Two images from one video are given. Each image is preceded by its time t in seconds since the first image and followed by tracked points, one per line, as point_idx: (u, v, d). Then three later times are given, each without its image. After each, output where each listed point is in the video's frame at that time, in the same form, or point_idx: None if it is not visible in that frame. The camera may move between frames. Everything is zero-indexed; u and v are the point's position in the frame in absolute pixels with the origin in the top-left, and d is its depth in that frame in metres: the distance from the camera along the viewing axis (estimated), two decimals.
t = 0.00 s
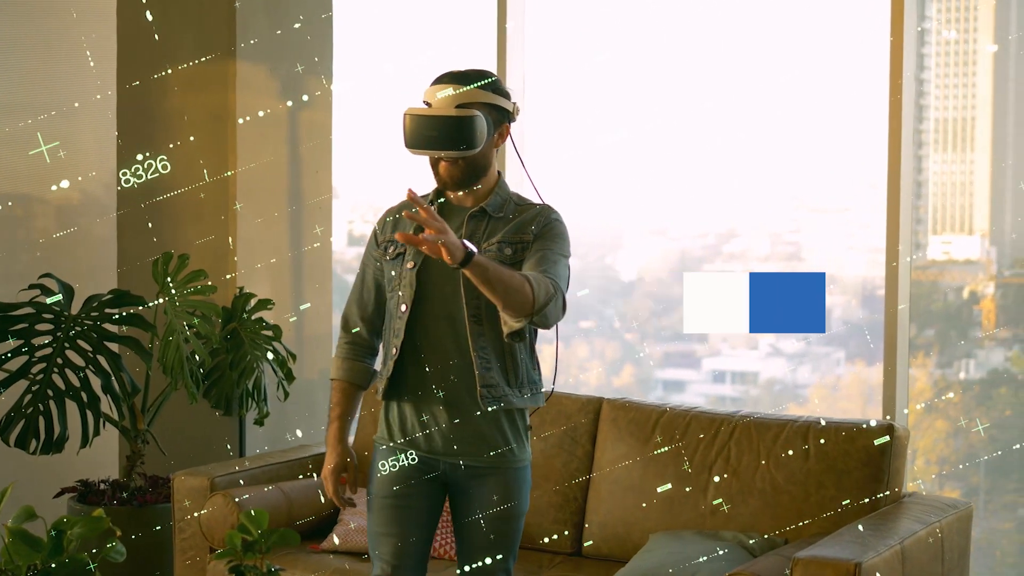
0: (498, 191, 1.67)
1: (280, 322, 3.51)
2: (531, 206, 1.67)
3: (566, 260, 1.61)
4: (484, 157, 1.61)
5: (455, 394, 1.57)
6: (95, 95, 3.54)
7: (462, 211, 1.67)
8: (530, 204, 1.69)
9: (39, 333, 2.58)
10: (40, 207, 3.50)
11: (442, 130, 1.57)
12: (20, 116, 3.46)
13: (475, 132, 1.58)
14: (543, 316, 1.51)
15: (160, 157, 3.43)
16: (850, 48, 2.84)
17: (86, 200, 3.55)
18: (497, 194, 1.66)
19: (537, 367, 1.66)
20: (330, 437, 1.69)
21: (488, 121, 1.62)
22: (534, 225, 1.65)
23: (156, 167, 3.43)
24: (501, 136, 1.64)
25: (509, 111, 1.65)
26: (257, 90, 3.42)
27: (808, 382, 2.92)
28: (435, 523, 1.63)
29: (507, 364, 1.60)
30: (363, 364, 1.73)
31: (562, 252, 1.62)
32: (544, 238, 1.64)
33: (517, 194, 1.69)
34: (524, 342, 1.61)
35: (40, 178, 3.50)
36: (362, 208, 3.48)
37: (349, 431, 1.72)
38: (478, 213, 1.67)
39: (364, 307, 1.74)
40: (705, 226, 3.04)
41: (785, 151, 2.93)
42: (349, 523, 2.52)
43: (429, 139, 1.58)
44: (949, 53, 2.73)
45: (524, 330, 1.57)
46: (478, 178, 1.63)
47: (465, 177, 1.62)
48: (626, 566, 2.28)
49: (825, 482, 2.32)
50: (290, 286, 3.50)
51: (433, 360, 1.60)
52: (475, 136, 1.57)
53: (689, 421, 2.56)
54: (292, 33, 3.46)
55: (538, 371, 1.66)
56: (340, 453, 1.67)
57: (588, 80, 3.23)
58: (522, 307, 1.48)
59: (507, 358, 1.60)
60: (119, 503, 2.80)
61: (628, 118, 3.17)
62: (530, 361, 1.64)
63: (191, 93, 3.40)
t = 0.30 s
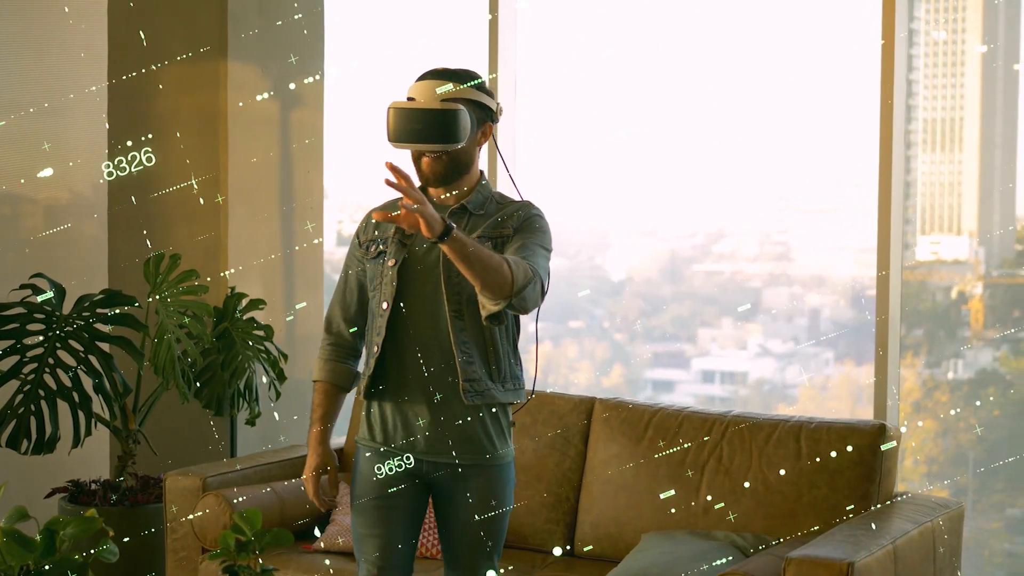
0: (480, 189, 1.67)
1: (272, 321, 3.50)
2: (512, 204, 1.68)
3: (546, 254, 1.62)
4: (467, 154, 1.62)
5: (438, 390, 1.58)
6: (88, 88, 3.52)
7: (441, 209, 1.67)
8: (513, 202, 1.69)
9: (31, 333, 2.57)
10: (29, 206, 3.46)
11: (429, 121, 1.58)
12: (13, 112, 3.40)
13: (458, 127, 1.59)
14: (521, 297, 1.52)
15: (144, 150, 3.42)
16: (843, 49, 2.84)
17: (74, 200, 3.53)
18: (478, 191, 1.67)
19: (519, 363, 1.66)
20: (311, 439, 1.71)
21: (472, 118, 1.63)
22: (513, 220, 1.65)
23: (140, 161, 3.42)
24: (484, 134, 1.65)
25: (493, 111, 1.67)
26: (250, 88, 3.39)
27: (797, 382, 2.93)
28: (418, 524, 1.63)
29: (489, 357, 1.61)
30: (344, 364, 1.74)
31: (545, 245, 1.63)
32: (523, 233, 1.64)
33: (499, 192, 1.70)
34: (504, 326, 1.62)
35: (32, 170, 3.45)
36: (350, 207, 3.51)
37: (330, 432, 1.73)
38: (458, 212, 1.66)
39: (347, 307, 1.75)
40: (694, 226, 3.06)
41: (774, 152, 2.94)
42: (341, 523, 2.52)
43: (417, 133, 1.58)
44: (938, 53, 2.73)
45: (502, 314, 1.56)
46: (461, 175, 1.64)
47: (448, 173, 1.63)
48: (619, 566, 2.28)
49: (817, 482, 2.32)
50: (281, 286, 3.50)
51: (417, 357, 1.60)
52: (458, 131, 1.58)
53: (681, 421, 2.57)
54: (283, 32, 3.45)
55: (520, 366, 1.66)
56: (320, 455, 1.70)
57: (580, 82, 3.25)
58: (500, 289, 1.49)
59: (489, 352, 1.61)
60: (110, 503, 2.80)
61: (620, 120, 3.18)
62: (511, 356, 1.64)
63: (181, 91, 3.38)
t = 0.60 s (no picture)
0: (464, 187, 1.68)
1: (265, 320, 3.49)
2: (496, 200, 1.68)
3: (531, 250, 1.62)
4: (451, 149, 1.62)
5: (424, 388, 1.58)
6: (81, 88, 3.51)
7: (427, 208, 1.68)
8: (496, 199, 1.70)
9: (23, 333, 2.57)
10: (18, 206, 3.45)
11: (415, 114, 1.58)
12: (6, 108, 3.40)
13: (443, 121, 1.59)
14: (506, 287, 1.53)
15: (125, 143, 3.44)
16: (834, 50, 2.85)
17: (64, 199, 3.53)
18: (463, 188, 1.68)
19: (506, 361, 1.66)
20: (299, 440, 1.71)
21: (459, 114, 1.64)
22: (497, 216, 1.66)
23: (119, 155, 3.45)
24: (469, 133, 1.67)
25: (480, 111, 1.68)
26: (243, 90, 3.36)
27: (788, 382, 2.94)
28: (407, 526, 1.63)
29: (475, 354, 1.61)
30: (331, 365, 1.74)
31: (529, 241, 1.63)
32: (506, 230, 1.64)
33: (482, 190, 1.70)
34: (488, 315, 1.63)
35: (27, 173, 3.46)
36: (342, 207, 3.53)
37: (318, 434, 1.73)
38: (442, 210, 1.67)
39: (330, 308, 1.75)
40: (684, 226, 3.07)
41: (766, 153, 2.95)
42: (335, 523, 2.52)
43: (422, 124, 1.57)
44: (928, 53, 2.73)
45: (485, 303, 1.59)
46: (447, 171, 1.63)
47: (432, 168, 1.62)
48: (613, 566, 2.29)
49: (811, 482, 2.33)
50: (274, 285, 3.49)
51: (401, 356, 1.60)
52: (444, 124, 1.58)
53: (675, 421, 2.57)
54: (276, 31, 3.44)
55: (507, 363, 1.66)
56: (309, 459, 1.69)
57: (573, 82, 3.25)
58: (483, 278, 1.51)
59: (475, 349, 1.61)
60: (103, 503, 2.79)
61: (612, 120, 3.19)
62: (497, 352, 1.65)
63: (175, 90, 3.35)
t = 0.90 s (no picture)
0: (447, 186, 1.68)
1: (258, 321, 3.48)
2: (478, 198, 1.69)
3: (512, 246, 1.63)
4: (437, 145, 1.62)
5: (408, 386, 1.59)
6: (75, 87, 3.50)
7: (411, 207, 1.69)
8: (479, 196, 1.70)
9: (16, 332, 2.56)
10: (8, 206, 3.42)
11: (402, 107, 1.57)
12: None
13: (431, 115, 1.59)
14: (483, 280, 1.52)
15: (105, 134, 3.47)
16: (825, 51, 2.86)
17: (53, 199, 3.50)
18: (447, 187, 1.68)
19: (490, 358, 1.67)
20: (284, 439, 1.70)
21: (445, 113, 1.64)
22: (478, 214, 1.66)
23: (101, 146, 3.47)
24: (455, 133, 1.68)
25: (466, 111, 1.69)
26: (234, 91, 3.38)
27: (778, 382, 2.95)
28: (394, 528, 1.63)
29: (458, 353, 1.62)
30: (316, 365, 1.74)
31: (511, 237, 1.64)
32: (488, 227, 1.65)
33: (466, 188, 1.71)
34: (469, 312, 1.64)
35: (19, 174, 3.43)
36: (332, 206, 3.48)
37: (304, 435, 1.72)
38: (426, 208, 1.68)
39: (316, 308, 1.76)
40: (675, 226, 3.08)
41: (757, 153, 2.95)
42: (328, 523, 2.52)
43: (422, 117, 1.57)
44: (918, 54, 2.74)
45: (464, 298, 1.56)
46: (432, 168, 1.63)
47: (418, 164, 1.62)
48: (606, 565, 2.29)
49: (804, 481, 2.34)
50: (267, 285, 3.48)
51: (386, 355, 1.61)
52: (431, 118, 1.57)
53: (668, 420, 2.58)
54: (268, 30, 3.44)
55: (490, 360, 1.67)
56: (295, 459, 1.68)
57: (565, 82, 3.26)
58: (460, 271, 1.49)
59: (457, 347, 1.62)
60: (96, 503, 2.79)
61: (604, 120, 3.19)
62: (480, 350, 1.66)
63: (165, 95, 3.37)
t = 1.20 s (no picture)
0: (439, 186, 1.68)
1: (252, 319, 3.48)
2: (469, 198, 1.69)
3: (503, 248, 1.63)
4: (429, 142, 1.62)
5: (398, 387, 1.59)
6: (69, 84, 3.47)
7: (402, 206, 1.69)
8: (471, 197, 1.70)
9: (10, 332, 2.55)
10: None
11: (398, 101, 1.57)
12: None
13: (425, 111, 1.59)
14: (466, 285, 1.52)
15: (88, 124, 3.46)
16: (818, 52, 2.87)
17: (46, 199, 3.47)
18: (439, 186, 1.68)
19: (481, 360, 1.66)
20: (280, 441, 1.71)
21: (439, 111, 1.64)
22: (469, 215, 1.66)
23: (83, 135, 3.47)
24: (449, 131, 1.68)
25: (459, 110, 1.69)
26: (228, 90, 3.36)
27: (770, 382, 2.96)
28: (389, 527, 1.63)
29: (447, 354, 1.61)
30: (309, 365, 1.74)
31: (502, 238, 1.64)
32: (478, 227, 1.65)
33: (457, 188, 1.71)
34: (458, 313, 1.63)
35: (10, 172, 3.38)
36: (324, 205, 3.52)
37: (299, 436, 1.73)
38: (417, 208, 1.68)
39: (310, 307, 1.75)
40: (667, 226, 3.08)
41: (749, 153, 2.96)
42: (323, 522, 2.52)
43: (417, 113, 1.57)
44: (909, 54, 2.75)
45: (447, 301, 1.59)
46: (424, 165, 1.64)
47: (411, 160, 1.62)
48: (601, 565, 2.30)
49: (798, 481, 2.35)
50: (260, 284, 3.48)
51: (376, 355, 1.61)
52: (425, 114, 1.58)
53: (663, 420, 2.58)
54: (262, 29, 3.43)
55: (481, 362, 1.66)
56: (289, 460, 1.69)
57: (559, 82, 3.26)
58: (443, 276, 1.49)
59: (447, 348, 1.61)
60: (90, 503, 2.78)
61: (598, 120, 3.19)
62: (469, 351, 1.65)
63: (160, 92, 3.35)
